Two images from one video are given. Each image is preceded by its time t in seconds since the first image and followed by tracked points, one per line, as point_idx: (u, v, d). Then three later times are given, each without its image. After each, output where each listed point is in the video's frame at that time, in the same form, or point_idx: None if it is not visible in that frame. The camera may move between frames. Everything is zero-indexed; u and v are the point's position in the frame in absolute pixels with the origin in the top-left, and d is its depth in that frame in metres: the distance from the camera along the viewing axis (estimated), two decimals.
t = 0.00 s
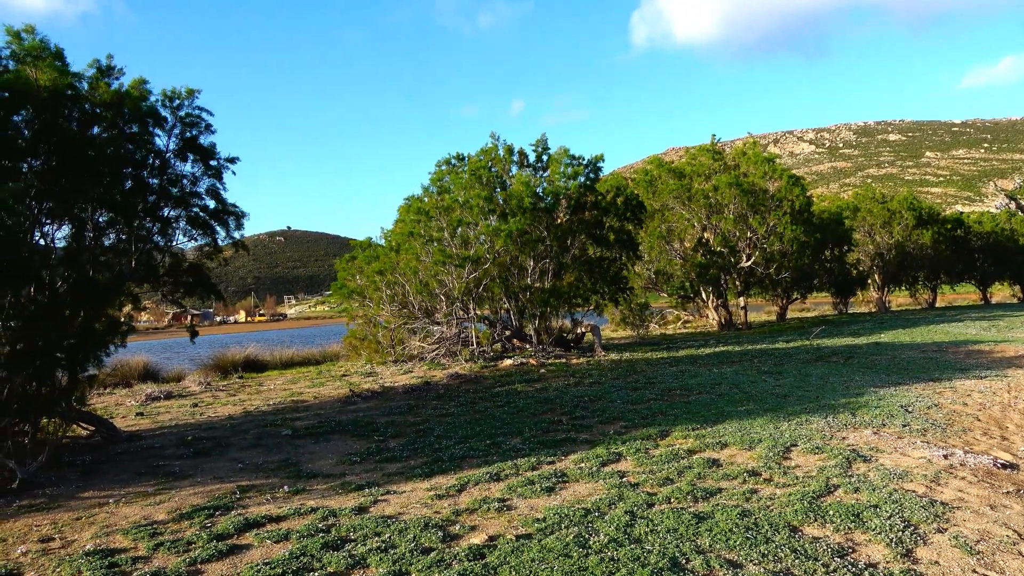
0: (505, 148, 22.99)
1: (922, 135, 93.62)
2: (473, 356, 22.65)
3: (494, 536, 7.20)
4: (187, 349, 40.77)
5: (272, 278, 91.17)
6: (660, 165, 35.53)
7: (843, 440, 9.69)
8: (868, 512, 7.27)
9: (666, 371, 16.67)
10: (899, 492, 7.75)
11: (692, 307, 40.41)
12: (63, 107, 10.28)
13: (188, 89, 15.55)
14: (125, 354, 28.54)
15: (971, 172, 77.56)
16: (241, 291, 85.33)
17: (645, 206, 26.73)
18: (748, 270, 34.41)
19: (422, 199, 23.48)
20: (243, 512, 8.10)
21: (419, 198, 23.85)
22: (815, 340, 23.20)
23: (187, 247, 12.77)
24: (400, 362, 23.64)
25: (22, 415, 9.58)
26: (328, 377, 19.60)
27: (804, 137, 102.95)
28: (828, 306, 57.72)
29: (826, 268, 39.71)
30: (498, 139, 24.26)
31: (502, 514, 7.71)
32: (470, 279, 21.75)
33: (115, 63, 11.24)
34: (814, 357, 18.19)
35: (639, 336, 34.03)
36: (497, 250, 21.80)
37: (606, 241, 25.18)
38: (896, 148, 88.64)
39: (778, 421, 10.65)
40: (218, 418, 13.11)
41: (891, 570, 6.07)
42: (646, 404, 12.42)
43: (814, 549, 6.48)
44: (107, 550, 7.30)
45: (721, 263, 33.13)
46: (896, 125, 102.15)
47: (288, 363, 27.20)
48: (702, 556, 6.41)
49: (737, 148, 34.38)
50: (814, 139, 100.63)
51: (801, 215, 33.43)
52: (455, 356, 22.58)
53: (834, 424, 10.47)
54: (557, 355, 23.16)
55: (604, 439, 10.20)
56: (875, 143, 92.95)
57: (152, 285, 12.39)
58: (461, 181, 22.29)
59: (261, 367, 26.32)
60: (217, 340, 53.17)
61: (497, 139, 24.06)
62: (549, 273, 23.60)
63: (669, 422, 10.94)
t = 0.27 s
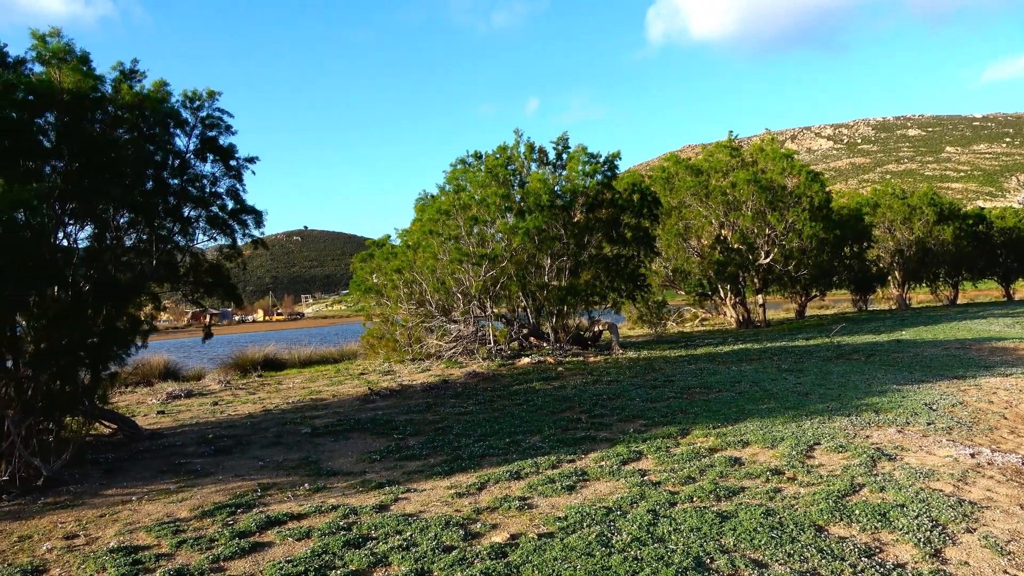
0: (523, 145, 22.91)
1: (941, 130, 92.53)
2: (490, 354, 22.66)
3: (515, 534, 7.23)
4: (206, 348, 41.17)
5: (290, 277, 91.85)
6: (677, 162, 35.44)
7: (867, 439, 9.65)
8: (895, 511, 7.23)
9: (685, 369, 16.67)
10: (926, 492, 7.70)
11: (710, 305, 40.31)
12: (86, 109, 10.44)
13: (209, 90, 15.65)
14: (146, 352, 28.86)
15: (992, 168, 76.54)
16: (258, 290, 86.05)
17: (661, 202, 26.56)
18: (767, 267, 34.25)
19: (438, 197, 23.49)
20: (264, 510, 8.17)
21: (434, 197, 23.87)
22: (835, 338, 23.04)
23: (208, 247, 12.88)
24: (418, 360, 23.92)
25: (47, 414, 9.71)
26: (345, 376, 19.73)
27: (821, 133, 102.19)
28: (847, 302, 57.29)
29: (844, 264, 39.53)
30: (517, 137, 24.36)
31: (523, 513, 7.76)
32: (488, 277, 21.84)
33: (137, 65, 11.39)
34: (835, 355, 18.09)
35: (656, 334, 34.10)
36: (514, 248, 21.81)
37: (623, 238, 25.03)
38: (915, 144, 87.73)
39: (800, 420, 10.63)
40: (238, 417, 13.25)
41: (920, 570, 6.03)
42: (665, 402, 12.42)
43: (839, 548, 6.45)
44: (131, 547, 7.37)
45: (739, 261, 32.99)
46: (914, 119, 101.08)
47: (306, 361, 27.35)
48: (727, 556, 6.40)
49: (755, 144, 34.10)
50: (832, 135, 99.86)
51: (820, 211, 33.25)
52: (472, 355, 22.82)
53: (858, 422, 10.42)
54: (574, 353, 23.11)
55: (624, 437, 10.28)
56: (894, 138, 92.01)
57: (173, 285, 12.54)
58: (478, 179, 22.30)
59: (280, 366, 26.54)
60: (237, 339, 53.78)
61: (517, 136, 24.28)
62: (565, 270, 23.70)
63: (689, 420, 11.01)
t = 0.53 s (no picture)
0: (535, 141, 22.79)
1: (954, 124, 91.78)
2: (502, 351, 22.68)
3: (528, 532, 7.24)
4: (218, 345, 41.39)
5: (301, 274, 92.20)
6: (689, 157, 35.35)
7: (881, 436, 9.62)
8: (910, 509, 7.21)
9: (696, 366, 16.66)
10: (942, 490, 7.67)
11: (721, 301, 40.24)
12: (99, 107, 10.50)
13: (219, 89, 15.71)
14: (159, 349, 29.03)
15: (1008, 163, 75.81)
16: (269, 287, 86.49)
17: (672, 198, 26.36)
18: (779, 263, 34.18)
19: (449, 194, 23.54)
20: (278, 506, 8.21)
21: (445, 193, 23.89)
22: (848, 334, 22.93)
23: (220, 244, 12.92)
24: (429, 357, 24.02)
25: (62, 410, 9.76)
26: (357, 372, 19.81)
27: (834, 128, 101.57)
28: (860, 298, 57.02)
29: (857, 260, 39.36)
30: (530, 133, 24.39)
31: (536, 510, 7.78)
32: (498, 274, 21.90)
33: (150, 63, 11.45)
34: (848, 351, 18.02)
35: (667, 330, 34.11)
36: (524, 244, 22.00)
37: (635, 235, 24.85)
38: (929, 138, 86.96)
39: (814, 417, 10.60)
40: (251, 413, 13.32)
41: (937, 569, 6.01)
42: (677, 399, 12.42)
43: (854, 547, 6.43)
44: (144, 544, 7.42)
45: (752, 257, 32.87)
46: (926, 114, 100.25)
47: (318, 358, 27.44)
48: (741, 555, 6.39)
49: (768, 139, 33.82)
50: (845, 130, 99.25)
51: (832, 207, 33.19)
52: (483, 351, 22.65)
53: (872, 420, 10.38)
54: (585, 350, 23.06)
55: (636, 435, 10.28)
56: (908, 133, 91.25)
57: (186, 282, 12.59)
58: (487, 175, 22.33)
59: (291, 362, 26.66)
60: (250, 335, 54.09)
61: (530, 132, 24.29)
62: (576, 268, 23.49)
63: (703, 418, 10.98)
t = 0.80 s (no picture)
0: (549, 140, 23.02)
1: (974, 122, 90.66)
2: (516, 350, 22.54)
3: (543, 533, 7.21)
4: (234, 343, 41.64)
5: (318, 273, 92.79)
6: (705, 156, 35.34)
7: (899, 437, 9.51)
8: (930, 512, 7.11)
9: (712, 365, 16.58)
10: (962, 492, 7.56)
11: (738, 300, 40.06)
12: (117, 108, 10.60)
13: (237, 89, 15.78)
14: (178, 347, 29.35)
15: None
16: (286, 285, 87.16)
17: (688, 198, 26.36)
18: (796, 262, 33.99)
19: (462, 194, 23.57)
20: (293, 505, 8.24)
21: (459, 193, 23.94)
22: (866, 333, 22.71)
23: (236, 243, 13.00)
24: (443, 356, 23.88)
25: (81, 409, 9.84)
26: (372, 371, 19.88)
27: (852, 125, 100.85)
28: (878, 297, 56.53)
29: (875, 258, 39.10)
30: (544, 132, 24.50)
31: (551, 511, 7.75)
32: (514, 272, 21.93)
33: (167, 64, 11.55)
34: (867, 351, 17.84)
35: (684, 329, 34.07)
36: (539, 243, 22.07)
37: (649, 234, 25.00)
38: (948, 135, 85.99)
39: (832, 418, 10.50)
40: (267, 412, 13.39)
41: (958, 573, 5.92)
42: (693, 398, 12.35)
43: (874, 550, 6.35)
44: (161, 542, 7.47)
45: (768, 255, 32.66)
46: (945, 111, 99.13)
47: (334, 357, 27.51)
48: (757, 557, 6.33)
49: (783, 137, 34.05)
50: (862, 127, 98.54)
51: (850, 205, 33.20)
52: (498, 350, 22.58)
53: (891, 420, 10.26)
54: (601, 349, 22.94)
55: (652, 435, 10.23)
56: (927, 130, 90.26)
57: (203, 282, 12.66)
58: (502, 175, 22.38)
59: (307, 361, 26.83)
60: (267, 333, 54.50)
61: (544, 131, 24.51)
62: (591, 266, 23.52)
63: (718, 418, 10.92)
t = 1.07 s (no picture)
0: (570, 140, 23.03)
1: (1006, 120, 88.71)
2: (539, 349, 22.75)
3: (563, 534, 7.17)
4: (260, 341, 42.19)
5: (343, 271, 93.60)
6: (730, 155, 35.06)
7: (927, 442, 9.32)
8: (958, 519, 6.95)
9: (737, 366, 16.42)
10: (993, 500, 7.37)
11: (763, 300, 39.73)
12: (144, 109, 10.75)
13: (262, 90, 15.90)
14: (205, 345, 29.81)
15: None
16: (311, 283, 88.22)
17: (713, 197, 26.06)
18: (823, 262, 33.66)
19: (485, 193, 23.67)
20: (314, 503, 8.28)
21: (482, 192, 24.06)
22: (894, 335, 22.38)
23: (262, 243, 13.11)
24: (466, 354, 24.36)
25: (109, 405, 10.01)
26: (395, 370, 20.00)
27: (880, 124, 99.46)
28: (908, 297, 55.60)
29: (904, 259, 38.51)
30: (563, 132, 24.38)
31: (571, 512, 7.70)
32: (536, 272, 21.95)
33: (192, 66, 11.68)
34: (895, 353, 17.53)
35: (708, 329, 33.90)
36: (562, 243, 22.02)
37: (673, 233, 24.77)
38: (981, 133, 84.27)
39: (858, 421, 10.34)
40: (291, 409, 13.52)
41: None
42: (716, 400, 12.23)
43: (902, 556, 6.22)
44: (186, 538, 7.55)
45: (794, 255, 32.33)
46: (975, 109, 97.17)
47: (358, 355, 27.70)
48: (780, 562, 6.24)
49: (811, 136, 33.83)
50: (891, 125, 97.20)
51: (879, 204, 32.85)
52: (520, 350, 22.92)
53: (919, 424, 10.07)
54: (623, 349, 22.89)
55: (674, 436, 10.15)
56: (958, 128, 88.55)
57: (229, 280, 12.77)
58: (525, 175, 22.50)
59: (331, 359, 27.05)
60: (294, 330, 55.12)
61: (563, 130, 24.41)
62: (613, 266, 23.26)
63: (742, 420, 10.81)
